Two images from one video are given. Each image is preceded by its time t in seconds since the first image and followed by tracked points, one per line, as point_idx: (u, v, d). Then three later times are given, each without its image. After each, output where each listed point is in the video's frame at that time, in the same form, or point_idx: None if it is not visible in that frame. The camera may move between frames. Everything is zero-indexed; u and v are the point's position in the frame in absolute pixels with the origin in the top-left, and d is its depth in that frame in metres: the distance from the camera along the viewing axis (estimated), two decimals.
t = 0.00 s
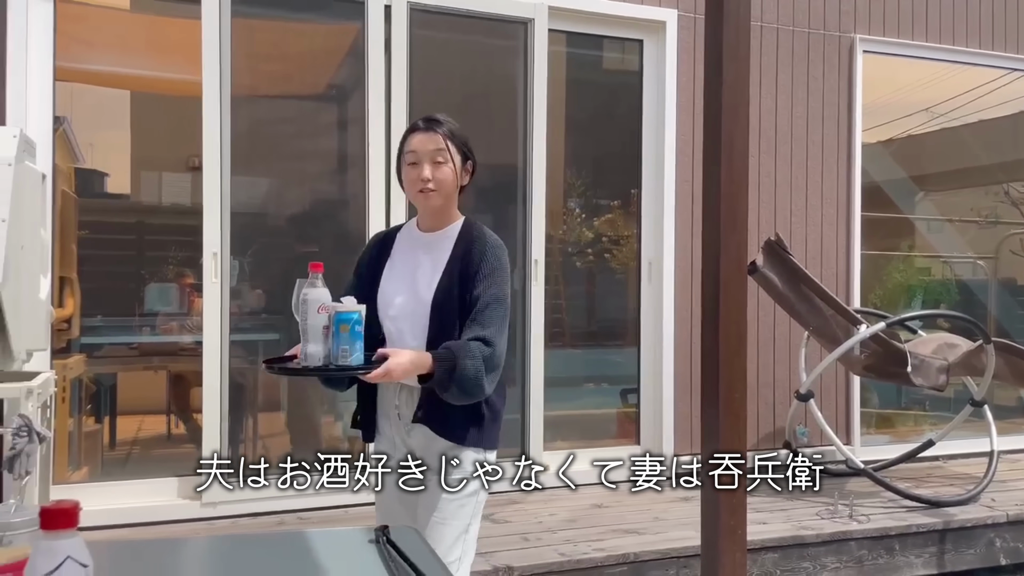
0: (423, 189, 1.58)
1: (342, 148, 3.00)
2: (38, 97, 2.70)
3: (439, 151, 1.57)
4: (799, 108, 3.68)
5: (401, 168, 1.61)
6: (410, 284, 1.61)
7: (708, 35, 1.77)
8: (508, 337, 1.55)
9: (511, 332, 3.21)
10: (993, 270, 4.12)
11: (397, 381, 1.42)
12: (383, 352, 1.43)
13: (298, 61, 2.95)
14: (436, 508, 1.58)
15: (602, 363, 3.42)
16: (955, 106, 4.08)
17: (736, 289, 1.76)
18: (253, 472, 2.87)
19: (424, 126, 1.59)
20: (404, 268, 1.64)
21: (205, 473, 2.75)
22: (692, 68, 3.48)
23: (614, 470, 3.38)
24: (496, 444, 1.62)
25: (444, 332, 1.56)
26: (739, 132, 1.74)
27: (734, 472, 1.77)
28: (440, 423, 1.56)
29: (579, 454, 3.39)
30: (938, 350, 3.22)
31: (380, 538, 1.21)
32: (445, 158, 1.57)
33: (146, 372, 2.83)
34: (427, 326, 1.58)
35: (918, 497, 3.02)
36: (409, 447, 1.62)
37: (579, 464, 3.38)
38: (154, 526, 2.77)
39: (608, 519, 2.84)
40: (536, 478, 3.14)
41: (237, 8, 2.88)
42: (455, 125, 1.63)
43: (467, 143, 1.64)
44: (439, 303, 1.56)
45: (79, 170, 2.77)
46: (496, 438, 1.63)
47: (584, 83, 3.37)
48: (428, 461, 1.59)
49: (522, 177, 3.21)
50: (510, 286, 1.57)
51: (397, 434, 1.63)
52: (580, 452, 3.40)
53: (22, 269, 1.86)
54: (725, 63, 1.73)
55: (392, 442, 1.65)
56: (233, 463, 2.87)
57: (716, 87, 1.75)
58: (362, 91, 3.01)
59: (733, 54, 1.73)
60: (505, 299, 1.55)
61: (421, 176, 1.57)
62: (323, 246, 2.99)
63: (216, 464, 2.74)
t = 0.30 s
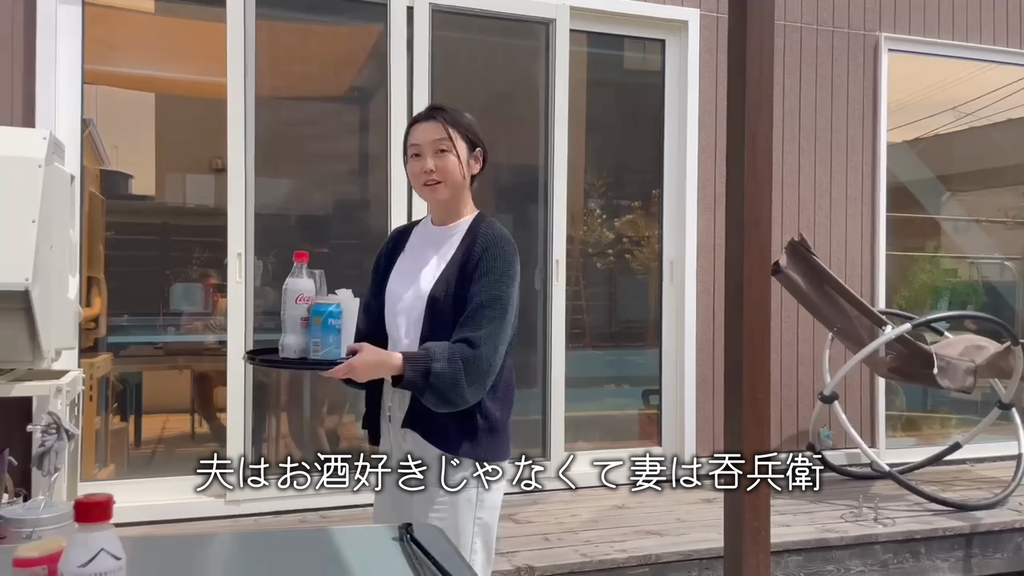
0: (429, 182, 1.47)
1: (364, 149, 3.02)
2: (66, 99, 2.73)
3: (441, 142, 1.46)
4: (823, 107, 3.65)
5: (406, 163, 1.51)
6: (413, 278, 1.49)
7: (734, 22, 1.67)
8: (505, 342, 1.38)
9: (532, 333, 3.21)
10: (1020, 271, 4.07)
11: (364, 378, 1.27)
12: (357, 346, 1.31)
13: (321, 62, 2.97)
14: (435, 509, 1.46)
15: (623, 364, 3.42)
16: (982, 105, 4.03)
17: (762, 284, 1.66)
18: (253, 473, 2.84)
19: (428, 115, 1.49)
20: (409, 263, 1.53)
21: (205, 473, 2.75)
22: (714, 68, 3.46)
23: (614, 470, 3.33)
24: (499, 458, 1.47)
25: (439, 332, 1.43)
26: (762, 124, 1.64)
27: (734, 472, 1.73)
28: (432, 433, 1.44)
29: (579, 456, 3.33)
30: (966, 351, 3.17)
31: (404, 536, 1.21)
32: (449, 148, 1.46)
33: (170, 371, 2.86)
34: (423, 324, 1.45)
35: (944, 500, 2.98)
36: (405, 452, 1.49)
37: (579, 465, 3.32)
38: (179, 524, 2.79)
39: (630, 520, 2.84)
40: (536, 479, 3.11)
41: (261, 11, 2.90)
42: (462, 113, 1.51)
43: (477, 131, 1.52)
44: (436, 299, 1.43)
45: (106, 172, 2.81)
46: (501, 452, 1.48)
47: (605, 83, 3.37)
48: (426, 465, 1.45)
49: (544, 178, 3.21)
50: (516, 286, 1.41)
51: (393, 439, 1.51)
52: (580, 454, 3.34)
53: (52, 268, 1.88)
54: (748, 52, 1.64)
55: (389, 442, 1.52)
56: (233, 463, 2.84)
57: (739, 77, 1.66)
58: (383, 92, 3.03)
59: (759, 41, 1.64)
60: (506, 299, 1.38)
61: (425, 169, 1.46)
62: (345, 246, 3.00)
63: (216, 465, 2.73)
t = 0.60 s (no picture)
0: (435, 186, 1.42)
1: (385, 152, 3.04)
2: (93, 103, 2.77)
3: (444, 143, 1.39)
4: (846, 109, 3.62)
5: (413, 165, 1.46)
6: (425, 282, 1.45)
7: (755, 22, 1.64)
8: (504, 348, 1.31)
9: (552, 336, 3.21)
10: None
11: (348, 378, 1.20)
12: (347, 346, 1.22)
13: (343, 67, 3.00)
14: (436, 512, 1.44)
15: (643, 367, 3.42)
16: (1008, 107, 3.98)
17: (784, 285, 1.63)
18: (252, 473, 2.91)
19: (431, 116, 1.42)
20: (426, 268, 1.48)
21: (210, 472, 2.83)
22: (735, 70, 3.44)
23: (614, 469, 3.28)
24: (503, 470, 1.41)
25: (441, 336, 1.37)
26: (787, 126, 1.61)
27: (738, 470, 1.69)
28: (432, 444, 1.41)
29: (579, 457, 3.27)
30: (992, 355, 3.08)
31: (425, 537, 1.21)
32: (453, 150, 1.39)
33: (194, 371, 2.90)
34: (429, 328, 1.39)
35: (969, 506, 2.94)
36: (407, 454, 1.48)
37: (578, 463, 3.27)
38: (203, 523, 2.82)
39: (650, 524, 2.83)
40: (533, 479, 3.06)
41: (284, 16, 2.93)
42: (469, 109, 1.44)
43: (484, 128, 1.44)
44: (441, 303, 1.37)
45: (132, 175, 2.85)
46: (506, 464, 1.42)
47: (626, 85, 3.37)
48: (425, 466, 1.44)
49: (564, 181, 3.21)
50: (520, 291, 1.33)
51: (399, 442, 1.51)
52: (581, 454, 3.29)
53: (80, 269, 1.91)
54: (771, 51, 1.61)
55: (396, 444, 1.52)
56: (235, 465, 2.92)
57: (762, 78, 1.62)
58: (405, 96, 3.05)
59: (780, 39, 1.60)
60: (506, 304, 1.31)
61: (429, 174, 1.41)
62: (366, 248, 3.03)
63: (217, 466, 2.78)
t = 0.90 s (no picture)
0: (447, 187, 1.41)
1: (403, 155, 3.05)
2: (115, 107, 2.80)
3: (455, 143, 1.38)
4: (867, 112, 3.59)
5: (425, 165, 1.45)
6: (439, 285, 1.44)
7: (775, 23, 1.63)
8: (510, 354, 1.26)
9: (570, 339, 3.21)
10: None
11: (348, 383, 1.17)
12: (347, 349, 1.21)
13: (362, 70, 3.01)
14: (449, 521, 1.42)
15: (661, 371, 3.40)
16: None
17: (805, 289, 1.61)
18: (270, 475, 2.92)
19: (442, 115, 1.41)
20: (439, 271, 1.47)
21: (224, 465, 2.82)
22: (755, 73, 3.43)
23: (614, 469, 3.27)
24: (513, 480, 1.39)
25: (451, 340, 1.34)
26: (808, 127, 1.59)
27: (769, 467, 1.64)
28: (443, 450, 1.40)
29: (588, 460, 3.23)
30: (1016, 362, 3.08)
31: (443, 539, 1.21)
32: (464, 150, 1.38)
33: (213, 373, 2.91)
34: (440, 332, 1.37)
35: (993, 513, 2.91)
36: (420, 460, 1.48)
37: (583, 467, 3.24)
38: (222, 523, 2.84)
39: (669, 529, 2.81)
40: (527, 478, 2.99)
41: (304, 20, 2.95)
42: (480, 108, 1.42)
43: (496, 127, 1.43)
44: (453, 307, 1.35)
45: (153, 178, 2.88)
46: (518, 475, 1.40)
47: (645, 88, 3.36)
48: (436, 471, 1.43)
49: (583, 184, 3.21)
50: (526, 294, 1.29)
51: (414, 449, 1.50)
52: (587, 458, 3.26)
53: (102, 271, 1.92)
54: (792, 51, 1.59)
55: (413, 451, 1.52)
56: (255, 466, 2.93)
57: (783, 79, 1.61)
58: (423, 99, 3.07)
59: (802, 42, 1.59)
60: (513, 308, 1.27)
61: (440, 174, 1.40)
62: (384, 251, 3.04)
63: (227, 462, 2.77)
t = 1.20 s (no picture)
0: (457, 191, 1.41)
1: (415, 159, 3.06)
2: (130, 110, 2.82)
3: (464, 147, 1.38)
4: (881, 115, 3.57)
5: (435, 169, 1.45)
6: (449, 289, 1.44)
7: (787, 26, 1.62)
8: (517, 358, 1.25)
9: (581, 343, 3.20)
10: None
11: (354, 387, 1.18)
12: (353, 352, 1.21)
13: (374, 73, 3.02)
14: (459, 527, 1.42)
15: (672, 375, 3.39)
16: None
17: (817, 295, 1.60)
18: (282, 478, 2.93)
19: (450, 118, 1.41)
20: (450, 275, 1.47)
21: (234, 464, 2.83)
22: (768, 77, 3.42)
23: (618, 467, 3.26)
24: (522, 487, 1.39)
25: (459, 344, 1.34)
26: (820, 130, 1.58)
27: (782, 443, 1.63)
28: (454, 454, 1.41)
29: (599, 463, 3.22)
30: None
31: (454, 543, 1.21)
32: (473, 153, 1.38)
33: (226, 375, 2.92)
34: (450, 336, 1.38)
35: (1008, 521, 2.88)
36: (433, 467, 1.48)
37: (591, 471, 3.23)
38: (234, 525, 2.85)
39: (680, 534, 2.80)
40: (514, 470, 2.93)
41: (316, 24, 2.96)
42: (489, 111, 1.42)
43: (505, 129, 1.43)
44: (462, 311, 1.35)
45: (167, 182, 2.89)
46: (527, 482, 1.40)
47: (657, 92, 3.36)
48: (447, 478, 1.43)
49: (595, 188, 3.21)
50: (534, 299, 1.28)
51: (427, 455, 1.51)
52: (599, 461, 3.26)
53: (116, 274, 1.94)
54: (805, 54, 1.58)
55: (426, 455, 1.52)
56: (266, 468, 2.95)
57: (794, 82, 1.60)
58: (435, 103, 3.08)
59: (816, 46, 1.58)
60: (519, 312, 1.26)
61: (449, 178, 1.40)
62: (396, 255, 3.04)
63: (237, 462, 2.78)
